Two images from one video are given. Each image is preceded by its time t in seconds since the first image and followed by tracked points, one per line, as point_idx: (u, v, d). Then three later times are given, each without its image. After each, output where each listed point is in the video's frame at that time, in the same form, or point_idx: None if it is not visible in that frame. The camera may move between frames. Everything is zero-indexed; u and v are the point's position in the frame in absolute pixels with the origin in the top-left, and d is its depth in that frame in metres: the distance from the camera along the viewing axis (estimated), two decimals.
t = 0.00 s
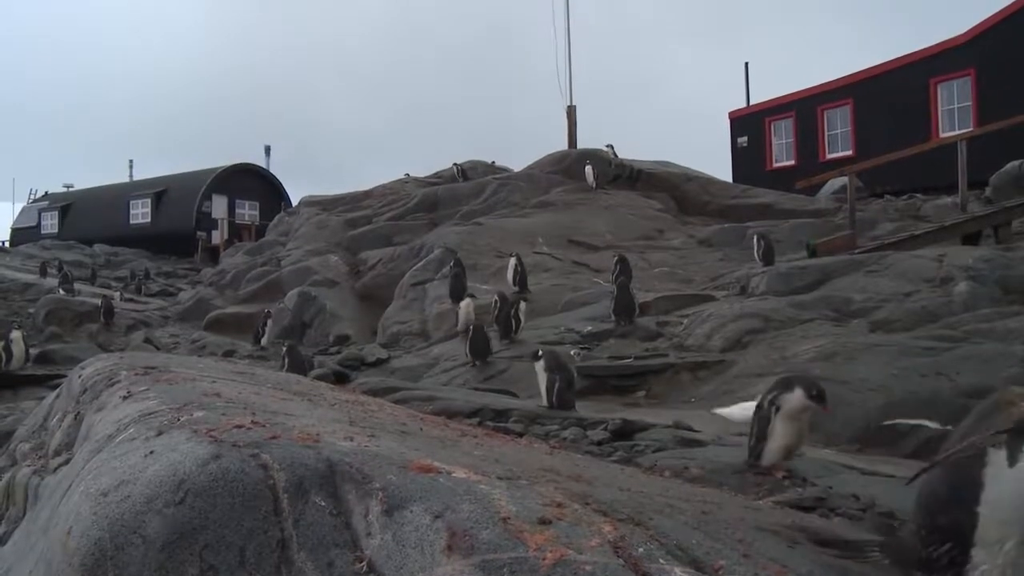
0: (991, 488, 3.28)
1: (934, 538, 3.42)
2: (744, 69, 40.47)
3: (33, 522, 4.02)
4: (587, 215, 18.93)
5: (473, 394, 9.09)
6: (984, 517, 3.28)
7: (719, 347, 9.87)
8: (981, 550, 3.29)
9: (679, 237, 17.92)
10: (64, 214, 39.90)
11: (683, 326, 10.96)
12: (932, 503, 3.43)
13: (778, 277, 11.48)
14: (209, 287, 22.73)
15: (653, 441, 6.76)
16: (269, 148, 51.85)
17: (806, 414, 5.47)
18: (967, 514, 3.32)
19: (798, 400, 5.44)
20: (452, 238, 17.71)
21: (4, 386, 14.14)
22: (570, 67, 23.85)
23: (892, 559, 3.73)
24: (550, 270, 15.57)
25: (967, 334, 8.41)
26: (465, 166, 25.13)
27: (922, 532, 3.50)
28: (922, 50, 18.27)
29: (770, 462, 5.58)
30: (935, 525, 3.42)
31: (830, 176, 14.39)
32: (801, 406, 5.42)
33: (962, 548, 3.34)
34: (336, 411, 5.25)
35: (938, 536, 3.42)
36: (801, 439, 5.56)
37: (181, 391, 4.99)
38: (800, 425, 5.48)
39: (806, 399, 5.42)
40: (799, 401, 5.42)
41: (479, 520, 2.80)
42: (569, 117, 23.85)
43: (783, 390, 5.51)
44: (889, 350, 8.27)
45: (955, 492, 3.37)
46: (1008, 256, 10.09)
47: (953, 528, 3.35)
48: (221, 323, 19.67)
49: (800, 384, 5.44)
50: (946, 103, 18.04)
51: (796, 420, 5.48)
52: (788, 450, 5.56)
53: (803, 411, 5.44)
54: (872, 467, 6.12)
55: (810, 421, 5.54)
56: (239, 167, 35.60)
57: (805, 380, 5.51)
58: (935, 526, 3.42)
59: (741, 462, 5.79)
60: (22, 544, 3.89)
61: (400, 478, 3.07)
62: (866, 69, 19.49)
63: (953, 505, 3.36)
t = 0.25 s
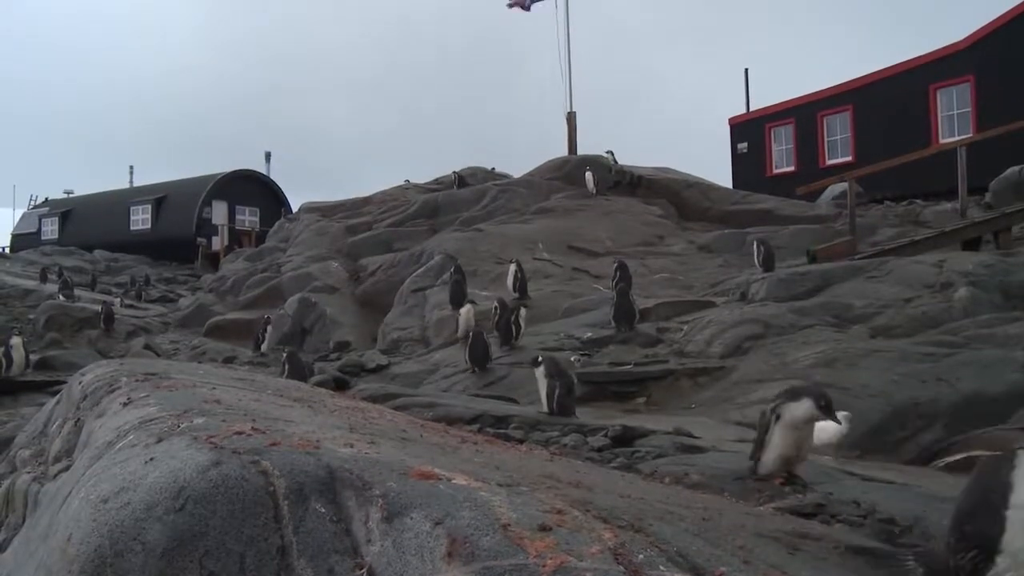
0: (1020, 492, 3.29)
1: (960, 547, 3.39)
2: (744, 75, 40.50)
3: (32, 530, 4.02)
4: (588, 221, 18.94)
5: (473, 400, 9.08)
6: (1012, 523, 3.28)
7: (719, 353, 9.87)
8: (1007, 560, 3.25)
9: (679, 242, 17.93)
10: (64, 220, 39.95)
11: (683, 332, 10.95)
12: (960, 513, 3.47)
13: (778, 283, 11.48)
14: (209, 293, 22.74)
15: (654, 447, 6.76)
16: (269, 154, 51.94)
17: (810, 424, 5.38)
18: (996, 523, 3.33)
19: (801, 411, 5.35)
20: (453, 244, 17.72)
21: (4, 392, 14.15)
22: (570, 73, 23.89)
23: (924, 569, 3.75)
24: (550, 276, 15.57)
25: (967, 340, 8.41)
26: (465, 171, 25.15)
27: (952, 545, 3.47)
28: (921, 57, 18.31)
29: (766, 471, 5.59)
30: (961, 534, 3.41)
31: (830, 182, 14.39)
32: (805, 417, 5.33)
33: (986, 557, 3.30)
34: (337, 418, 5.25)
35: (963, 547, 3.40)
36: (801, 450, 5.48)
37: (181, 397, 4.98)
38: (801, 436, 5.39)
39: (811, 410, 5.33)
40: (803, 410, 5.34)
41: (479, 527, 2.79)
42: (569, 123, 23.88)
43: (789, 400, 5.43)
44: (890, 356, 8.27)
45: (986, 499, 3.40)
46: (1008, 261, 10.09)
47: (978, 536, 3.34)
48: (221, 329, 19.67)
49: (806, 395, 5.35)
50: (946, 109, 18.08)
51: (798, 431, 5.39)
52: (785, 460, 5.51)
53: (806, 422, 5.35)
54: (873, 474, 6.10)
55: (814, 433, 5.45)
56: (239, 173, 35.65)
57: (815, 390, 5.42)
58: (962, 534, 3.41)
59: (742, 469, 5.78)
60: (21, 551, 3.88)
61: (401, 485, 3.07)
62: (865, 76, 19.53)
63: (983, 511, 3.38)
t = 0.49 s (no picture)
0: None
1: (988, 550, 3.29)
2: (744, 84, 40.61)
3: (32, 538, 4.01)
4: (588, 229, 18.96)
5: (473, 408, 9.08)
6: None
7: (720, 361, 9.86)
8: None
9: (679, 250, 17.94)
10: (65, 228, 40.00)
11: (683, 340, 10.95)
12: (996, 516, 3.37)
13: (778, 291, 11.48)
14: (210, 301, 22.74)
15: (654, 455, 6.75)
16: (270, 161, 52.02)
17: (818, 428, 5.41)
18: None
19: (812, 413, 5.40)
20: (453, 252, 17.74)
21: (4, 400, 14.14)
22: (570, 82, 23.94)
23: None
24: (550, 284, 15.58)
25: (968, 348, 8.41)
26: (466, 180, 25.19)
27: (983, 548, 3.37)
28: (920, 65, 18.38)
29: (771, 474, 5.56)
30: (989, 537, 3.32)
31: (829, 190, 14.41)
32: (815, 419, 5.38)
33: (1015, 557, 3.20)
34: (337, 426, 5.25)
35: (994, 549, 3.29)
36: (807, 455, 5.47)
37: (181, 405, 4.98)
38: (810, 440, 5.40)
39: (821, 413, 5.39)
40: (813, 413, 5.39)
41: (480, 536, 2.79)
42: (569, 131, 23.93)
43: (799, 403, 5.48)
44: (890, 364, 8.27)
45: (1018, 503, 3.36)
46: (1009, 269, 10.11)
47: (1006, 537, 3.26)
48: (221, 337, 19.67)
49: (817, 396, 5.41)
50: (945, 117, 18.12)
51: (806, 435, 5.41)
52: (791, 464, 5.48)
53: (815, 424, 5.39)
54: (874, 482, 6.10)
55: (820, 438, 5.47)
56: (239, 181, 35.72)
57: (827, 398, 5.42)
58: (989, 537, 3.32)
59: (743, 477, 5.78)
60: (20, 560, 3.88)
61: (401, 493, 3.07)
62: (864, 84, 19.60)
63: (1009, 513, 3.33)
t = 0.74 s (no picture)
0: None
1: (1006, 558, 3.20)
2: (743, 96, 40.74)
3: (30, 550, 4.01)
4: (588, 241, 18.99)
5: (473, 421, 9.07)
6: None
7: (720, 373, 9.85)
8: None
9: (679, 262, 17.97)
10: (65, 239, 40.05)
11: (683, 352, 10.95)
12: None
13: (778, 302, 11.49)
14: (210, 313, 22.75)
15: (655, 467, 6.74)
16: (270, 173, 52.14)
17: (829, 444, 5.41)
18: None
19: (822, 431, 5.38)
20: (453, 264, 17.76)
21: (3, 412, 14.12)
22: (570, 94, 24.03)
23: None
24: (550, 296, 15.59)
25: (968, 359, 8.41)
26: (466, 192, 25.25)
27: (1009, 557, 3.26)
28: (919, 77, 18.45)
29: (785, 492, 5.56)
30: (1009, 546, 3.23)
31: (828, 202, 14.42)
32: (827, 436, 5.36)
33: None
34: (336, 439, 5.25)
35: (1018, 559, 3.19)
36: (819, 472, 5.51)
37: (181, 417, 4.99)
38: (822, 458, 5.42)
39: (832, 430, 5.36)
40: (825, 430, 5.36)
41: (480, 549, 2.79)
42: (569, 143, 23.99)
43: (809, 420, 5.44)
44: (890, 375, 8.27)
45: None
46: (1008, 280, 10.12)
47: None
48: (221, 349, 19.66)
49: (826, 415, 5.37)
50: (944, 128, 18.18)
51: (818, 452, 5.42)
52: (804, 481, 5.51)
53: (827, 441, 5.38)
54: (875, 495, 6.09)
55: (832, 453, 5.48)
56: (239, 193, 35.77)
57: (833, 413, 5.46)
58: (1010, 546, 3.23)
59: (743, 490, 5.77)
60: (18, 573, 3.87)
61: (401, 505, 3.07)
62: (863, 96, 19.66)
63: None
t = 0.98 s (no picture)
0: None
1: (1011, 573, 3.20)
2: (743, 109, 40.87)
3: (28, 565, 4.00)
4: (588, 254, 19.01)
5: (473, 434, 9.06)
6: None
7: (720, 386, 9.84)
8: None
9: (679, 275, 17.98)
10: (66, 251, 40.09)
11: (683, 365, 10.94)
12: None
13: (778, 314, 11.49)
14: (210, 326, 22.73)
15: (655, 481, 6.73)
16: (270, 186, 52.21)
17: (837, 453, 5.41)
18: None
19: (828, 441, 5.38)
20: (453, 276, 17.78)
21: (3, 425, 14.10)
22: (570, 107, 24.13)
23: None
24: (550, 309, 15.60)
25: (968, 371, 8.41)
26: (466, 205, 25.30)
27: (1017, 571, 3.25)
28: (917, 89, 18.53)
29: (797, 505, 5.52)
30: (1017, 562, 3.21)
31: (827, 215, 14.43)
32: (834, 444, 5.37)
33: None
34: (336, 452, 5.25)
35: None
36: (830, 482, 5.49)
37: (181, 431, 4.99)
38: (831, 467, 5.41)
39: (838, 437, 5.37)
40: (831, 438, 5.37)
41: (479, 563, 2.79)
42: (569, 156, 24.04)
43: (813, 430, 5.46)
44: (890, 388, 8.28)
45: None
46: (1009, 293, 10.12)
47: None
48: (221, 361, 19.65)
49: (829, 423, 5.39)
50: (943, 141, 18.23)
51: (827, 462, 5.41)
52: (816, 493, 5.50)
53: (834, 450, 5.39)
54: (875, 508, 6.09)
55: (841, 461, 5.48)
56: (240, 206, 35.80)
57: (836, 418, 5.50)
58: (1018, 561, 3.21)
59: (744, 502, 5.78)
60: None
61: (400, 520, 3.07)
62: (862, 109, 19.75)
63: None
